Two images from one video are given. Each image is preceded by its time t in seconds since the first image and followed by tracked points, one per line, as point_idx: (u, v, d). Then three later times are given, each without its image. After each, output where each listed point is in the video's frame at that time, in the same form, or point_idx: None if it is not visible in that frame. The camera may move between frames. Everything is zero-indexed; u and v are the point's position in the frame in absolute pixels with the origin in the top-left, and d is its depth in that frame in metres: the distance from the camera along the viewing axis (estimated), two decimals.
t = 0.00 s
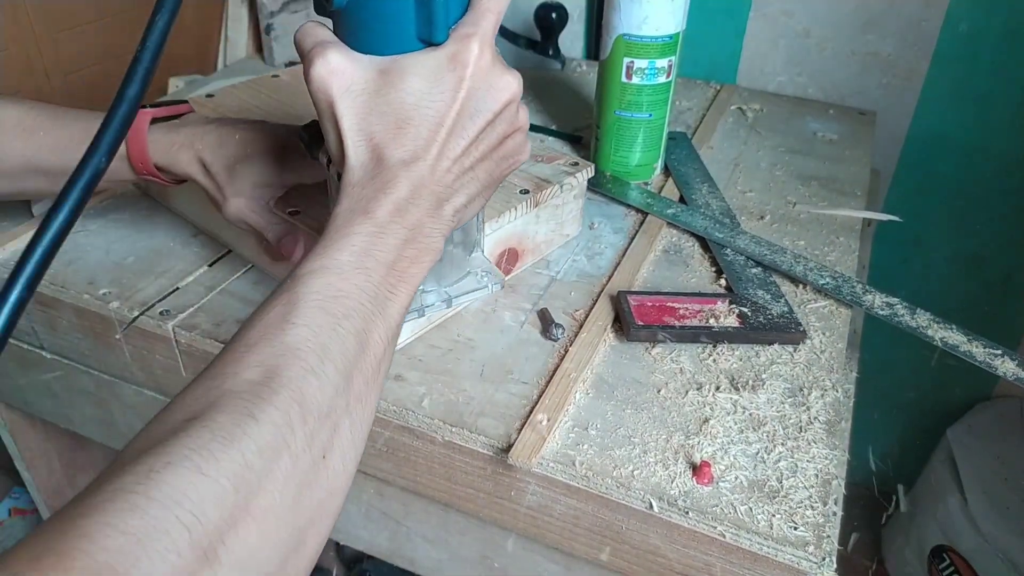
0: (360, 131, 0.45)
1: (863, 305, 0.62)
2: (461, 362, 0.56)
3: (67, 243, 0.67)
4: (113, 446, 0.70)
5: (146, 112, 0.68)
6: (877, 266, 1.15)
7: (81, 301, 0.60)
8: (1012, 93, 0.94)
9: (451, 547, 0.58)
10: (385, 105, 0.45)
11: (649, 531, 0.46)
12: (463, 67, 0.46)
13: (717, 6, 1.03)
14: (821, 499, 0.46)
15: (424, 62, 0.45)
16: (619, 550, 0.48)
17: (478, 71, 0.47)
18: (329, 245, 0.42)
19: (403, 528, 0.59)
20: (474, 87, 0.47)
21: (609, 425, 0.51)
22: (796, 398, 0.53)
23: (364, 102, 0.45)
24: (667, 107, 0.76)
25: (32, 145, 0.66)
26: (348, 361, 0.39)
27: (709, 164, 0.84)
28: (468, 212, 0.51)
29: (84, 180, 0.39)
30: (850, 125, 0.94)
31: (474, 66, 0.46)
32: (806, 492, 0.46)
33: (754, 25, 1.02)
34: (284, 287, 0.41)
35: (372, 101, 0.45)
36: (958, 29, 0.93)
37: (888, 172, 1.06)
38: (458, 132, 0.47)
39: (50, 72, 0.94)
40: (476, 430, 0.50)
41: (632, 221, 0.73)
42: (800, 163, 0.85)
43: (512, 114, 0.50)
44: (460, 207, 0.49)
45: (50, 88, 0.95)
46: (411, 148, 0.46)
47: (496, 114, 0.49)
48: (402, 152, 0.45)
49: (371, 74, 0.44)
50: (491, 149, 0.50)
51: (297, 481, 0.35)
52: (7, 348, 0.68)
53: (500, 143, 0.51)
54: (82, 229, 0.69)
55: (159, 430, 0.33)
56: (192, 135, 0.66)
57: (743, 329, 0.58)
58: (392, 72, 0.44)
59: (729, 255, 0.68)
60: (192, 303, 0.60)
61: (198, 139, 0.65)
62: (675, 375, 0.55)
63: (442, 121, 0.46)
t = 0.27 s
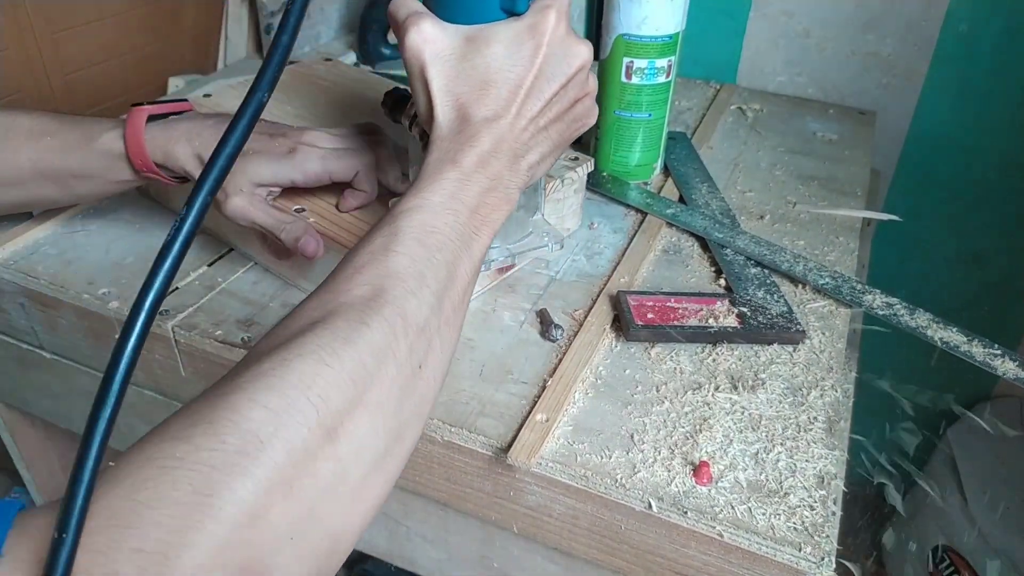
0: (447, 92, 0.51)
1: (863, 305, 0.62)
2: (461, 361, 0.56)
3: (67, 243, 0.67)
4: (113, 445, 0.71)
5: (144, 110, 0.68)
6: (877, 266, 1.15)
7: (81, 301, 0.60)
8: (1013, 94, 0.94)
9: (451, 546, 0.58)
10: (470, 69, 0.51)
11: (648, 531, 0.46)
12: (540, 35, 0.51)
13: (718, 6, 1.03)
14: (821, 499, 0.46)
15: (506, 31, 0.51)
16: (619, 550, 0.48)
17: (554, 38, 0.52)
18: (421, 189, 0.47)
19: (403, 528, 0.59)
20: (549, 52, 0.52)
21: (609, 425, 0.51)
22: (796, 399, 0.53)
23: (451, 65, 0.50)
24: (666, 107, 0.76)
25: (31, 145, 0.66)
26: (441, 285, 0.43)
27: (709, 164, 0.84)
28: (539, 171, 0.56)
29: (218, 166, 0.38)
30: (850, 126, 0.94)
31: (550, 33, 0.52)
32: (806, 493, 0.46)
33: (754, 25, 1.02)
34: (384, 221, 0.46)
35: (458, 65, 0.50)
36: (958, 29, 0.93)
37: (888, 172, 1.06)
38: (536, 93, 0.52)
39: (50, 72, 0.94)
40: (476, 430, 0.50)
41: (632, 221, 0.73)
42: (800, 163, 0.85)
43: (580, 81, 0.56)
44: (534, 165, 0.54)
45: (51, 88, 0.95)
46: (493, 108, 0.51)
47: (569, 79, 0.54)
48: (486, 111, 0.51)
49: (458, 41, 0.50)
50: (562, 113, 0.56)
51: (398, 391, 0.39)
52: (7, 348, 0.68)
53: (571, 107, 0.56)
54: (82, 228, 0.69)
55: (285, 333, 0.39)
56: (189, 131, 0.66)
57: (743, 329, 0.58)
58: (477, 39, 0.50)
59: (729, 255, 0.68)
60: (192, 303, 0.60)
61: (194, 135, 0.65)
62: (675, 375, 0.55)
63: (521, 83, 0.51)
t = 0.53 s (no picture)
0: (519, 58, 0.54)
1: (864, 305, 0.62)
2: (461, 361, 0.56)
3: (67, 243, 0.67)
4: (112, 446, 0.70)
5: (137, 111, 0.66)
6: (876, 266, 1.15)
7: (81, 301, 0.60)
8: (1013, 93, 0.94)
9: (451, 546, 0.58)
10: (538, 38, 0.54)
11: (649, 531, 0.46)
12: (605, 9, 0.54)
13: (718, 7, 1.03)
14: (821, 500, 0.46)
15: (574, 4, 0.54)
16: (618, 550, 0.48)
17: (617, 12, 0.55)
18: (499, 143, 0.52)
19: (403, 529, 0.59)
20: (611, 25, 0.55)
21: (609, 424, 0.51)
22: (796, 399, 0.53)
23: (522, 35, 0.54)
24: (666, 107, 0.76)
25: (31, 145, 0.66)
26: (520, 230, 0.47)
27: (709, 164, 0.84)
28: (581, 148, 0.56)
29: (324, 189, 0.37)
30: (850, 126, 0.94)
31: (613, 9, 0.54)
32: (806, 493, 0.46)
33: (754, 26, 1.02)
34: (466, 174, 0.50)
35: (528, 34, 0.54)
36: (957, 30, 0.93)
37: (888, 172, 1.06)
38: (599, 62, 0.56)
39: (49, 71, 0.93)
40: (476, 430, 0.50)
41: (631, 222, 0.73)
42: (800, 163, 0.85)
43: (639, 51, 0.58)
44: (592, 129, 0.57)
45: (50, 88, 0.95)
46: (559, 74, 0.55)
47: (629, 48, 0.57)
48: (553, 77, 0.55)
49: (528, 13, 0.54)
50: (621, 81, 0.59)
51: (486, 317, 0.43)
52: (6, 348, 0.68)
53: (629, 76, 0.59)
54: (82, 228, 0.69)
55: (389, 264, 0.43)
56: (184, 129, 0.64)
57: (743, 329, 0.58)
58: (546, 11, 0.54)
59: (729, 255, 0.68)
60: (192, 302, 0.60)
61: (188, 134, 0.63)
62: (675, 375, 0.55)
63: (586, 51, 0.55)
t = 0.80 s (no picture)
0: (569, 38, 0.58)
1: (864, 305, 0.62)
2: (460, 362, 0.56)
3: (67, 243, 0.67)
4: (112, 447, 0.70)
5: (138, 112, 0.66)
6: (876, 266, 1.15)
7: (81, 301, 0.60)
8: (1013, 93, 0.95)
9: (451, 546, 0.58)
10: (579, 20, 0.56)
11: (649, 531, 0.46)
12: None
13: (718, 7, 1.03)
14: (821, 499, 0.46)
15: None
16: (618, 550, 0.48)
17: None
18: (552, 115, 0.55)
19: (403, 528, 0.59)
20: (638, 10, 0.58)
21: (609, 424, 0.51)
22: (796, 399, 0.53)
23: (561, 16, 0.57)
24: (667, 107, 0.76)
25: (31, 146, 0.66)
26: (574, 193, 0.50)
27: (709, 164, 0.84)
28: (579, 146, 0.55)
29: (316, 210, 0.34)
30: (850, 126, 0.94)
31: None
32: (806, 492, 0.46)
33: (754, 26, 1.02)
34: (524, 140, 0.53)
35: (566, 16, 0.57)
36: (958, 29, 0.93)
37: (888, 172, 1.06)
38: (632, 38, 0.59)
39: (49, 72, 0.93)
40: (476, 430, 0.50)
41: (631, 222, 0.73)
42: (800, 163, 0.85)
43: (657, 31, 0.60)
44: (635, 102, 0.61)
45: (50, 88, 0.95)
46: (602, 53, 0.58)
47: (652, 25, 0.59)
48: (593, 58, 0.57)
49: None
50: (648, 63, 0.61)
51: (547, 271, 0.46)
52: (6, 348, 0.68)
53: (668, 53, 0.63)
54: (82, 229, 0.69)
55: (458, 222, 0.46)
56: (183, 129, 0.64)
57: (743, 329, 0.58)
58: None
59: (729, 255, 0.68)
60: (192, 303, 0.60)
61: (187, 133, 0.63)
62: (675, 375, 0.55)
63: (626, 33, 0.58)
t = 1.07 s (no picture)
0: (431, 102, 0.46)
1: (864, 305, 0.62)
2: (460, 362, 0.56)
3: (67, 243, 0.67)
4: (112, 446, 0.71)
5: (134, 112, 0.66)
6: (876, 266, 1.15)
7: (81, 302, 0.60)
8: (1013, 94, 0.95)
9: (451, 547, 0.58)
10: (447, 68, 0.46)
11: (648, 532, 0.46)
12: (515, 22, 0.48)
13: (717, 7, 1.03)
14: (821, 499, 0.46)
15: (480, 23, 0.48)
16: (618, 550, 0.48)
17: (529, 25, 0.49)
18: (582, 98, 0.61)
19: (403, 528, 0.59)
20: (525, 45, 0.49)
21: (608, 424, 0.51)
22: (795, 399, 0.53)
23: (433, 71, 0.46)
24: (666, 107, 0.76)
25: (30, 146, 0.66)
26: (600, 171, 0.55)
27: (708, 164, 0.84)
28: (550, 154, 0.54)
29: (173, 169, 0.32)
30: (850, 126, 0.94)
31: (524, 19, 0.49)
32: (806, 492, 0.46)
33: (754, 26, 1.02)
34: (553, 125, 0.58)
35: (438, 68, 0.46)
36: (957, 30, 0.93)
37: (888, 172, 1.06)
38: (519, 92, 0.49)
39: (50, 72, 0.94)
40: (475, 430, 0.50)
41: (631, 221, 0.73)
42: (800, 163, 0.85)
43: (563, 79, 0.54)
44: (659, 89, 0.67)
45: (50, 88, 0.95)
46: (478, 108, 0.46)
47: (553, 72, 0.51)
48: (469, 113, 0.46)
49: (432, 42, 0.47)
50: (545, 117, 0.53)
51: (573, 243, 0.50)
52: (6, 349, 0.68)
53: (694, 41, 0.69)
54: (82, 229, 0.69)
55: (494, 193, 0.50)
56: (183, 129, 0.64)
57: (742, 330, 0.58)
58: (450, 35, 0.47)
59: (729, 255, 0.68)
60: (192, 303, 0.60)
61: (186, 132, 0.63)
62: (675, 375, 0.55)
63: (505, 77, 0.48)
